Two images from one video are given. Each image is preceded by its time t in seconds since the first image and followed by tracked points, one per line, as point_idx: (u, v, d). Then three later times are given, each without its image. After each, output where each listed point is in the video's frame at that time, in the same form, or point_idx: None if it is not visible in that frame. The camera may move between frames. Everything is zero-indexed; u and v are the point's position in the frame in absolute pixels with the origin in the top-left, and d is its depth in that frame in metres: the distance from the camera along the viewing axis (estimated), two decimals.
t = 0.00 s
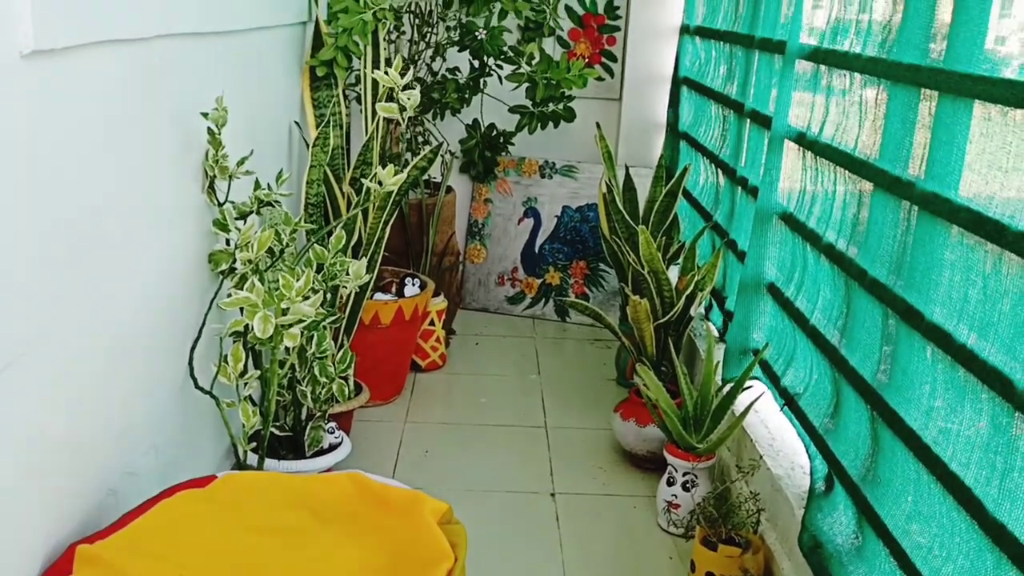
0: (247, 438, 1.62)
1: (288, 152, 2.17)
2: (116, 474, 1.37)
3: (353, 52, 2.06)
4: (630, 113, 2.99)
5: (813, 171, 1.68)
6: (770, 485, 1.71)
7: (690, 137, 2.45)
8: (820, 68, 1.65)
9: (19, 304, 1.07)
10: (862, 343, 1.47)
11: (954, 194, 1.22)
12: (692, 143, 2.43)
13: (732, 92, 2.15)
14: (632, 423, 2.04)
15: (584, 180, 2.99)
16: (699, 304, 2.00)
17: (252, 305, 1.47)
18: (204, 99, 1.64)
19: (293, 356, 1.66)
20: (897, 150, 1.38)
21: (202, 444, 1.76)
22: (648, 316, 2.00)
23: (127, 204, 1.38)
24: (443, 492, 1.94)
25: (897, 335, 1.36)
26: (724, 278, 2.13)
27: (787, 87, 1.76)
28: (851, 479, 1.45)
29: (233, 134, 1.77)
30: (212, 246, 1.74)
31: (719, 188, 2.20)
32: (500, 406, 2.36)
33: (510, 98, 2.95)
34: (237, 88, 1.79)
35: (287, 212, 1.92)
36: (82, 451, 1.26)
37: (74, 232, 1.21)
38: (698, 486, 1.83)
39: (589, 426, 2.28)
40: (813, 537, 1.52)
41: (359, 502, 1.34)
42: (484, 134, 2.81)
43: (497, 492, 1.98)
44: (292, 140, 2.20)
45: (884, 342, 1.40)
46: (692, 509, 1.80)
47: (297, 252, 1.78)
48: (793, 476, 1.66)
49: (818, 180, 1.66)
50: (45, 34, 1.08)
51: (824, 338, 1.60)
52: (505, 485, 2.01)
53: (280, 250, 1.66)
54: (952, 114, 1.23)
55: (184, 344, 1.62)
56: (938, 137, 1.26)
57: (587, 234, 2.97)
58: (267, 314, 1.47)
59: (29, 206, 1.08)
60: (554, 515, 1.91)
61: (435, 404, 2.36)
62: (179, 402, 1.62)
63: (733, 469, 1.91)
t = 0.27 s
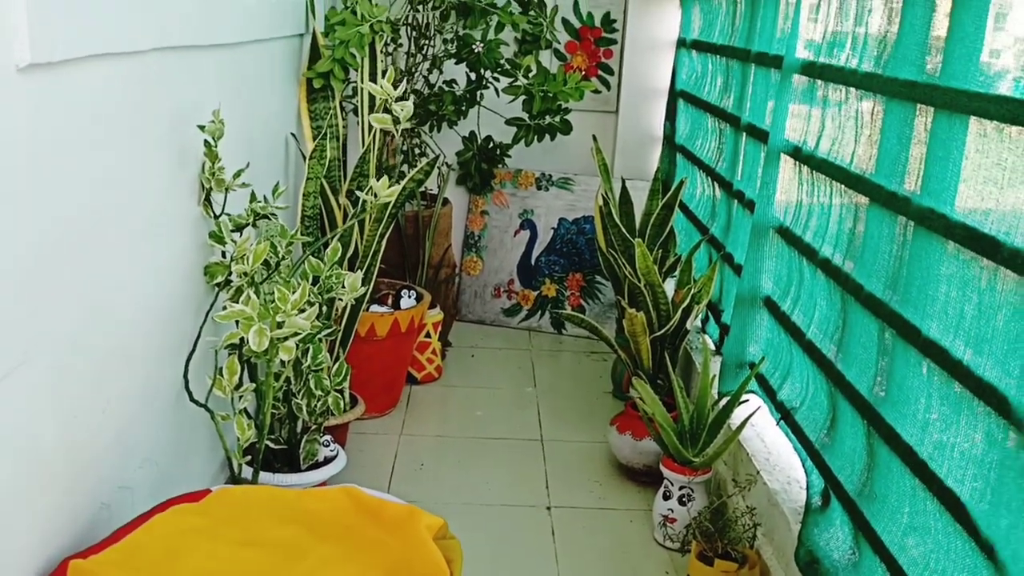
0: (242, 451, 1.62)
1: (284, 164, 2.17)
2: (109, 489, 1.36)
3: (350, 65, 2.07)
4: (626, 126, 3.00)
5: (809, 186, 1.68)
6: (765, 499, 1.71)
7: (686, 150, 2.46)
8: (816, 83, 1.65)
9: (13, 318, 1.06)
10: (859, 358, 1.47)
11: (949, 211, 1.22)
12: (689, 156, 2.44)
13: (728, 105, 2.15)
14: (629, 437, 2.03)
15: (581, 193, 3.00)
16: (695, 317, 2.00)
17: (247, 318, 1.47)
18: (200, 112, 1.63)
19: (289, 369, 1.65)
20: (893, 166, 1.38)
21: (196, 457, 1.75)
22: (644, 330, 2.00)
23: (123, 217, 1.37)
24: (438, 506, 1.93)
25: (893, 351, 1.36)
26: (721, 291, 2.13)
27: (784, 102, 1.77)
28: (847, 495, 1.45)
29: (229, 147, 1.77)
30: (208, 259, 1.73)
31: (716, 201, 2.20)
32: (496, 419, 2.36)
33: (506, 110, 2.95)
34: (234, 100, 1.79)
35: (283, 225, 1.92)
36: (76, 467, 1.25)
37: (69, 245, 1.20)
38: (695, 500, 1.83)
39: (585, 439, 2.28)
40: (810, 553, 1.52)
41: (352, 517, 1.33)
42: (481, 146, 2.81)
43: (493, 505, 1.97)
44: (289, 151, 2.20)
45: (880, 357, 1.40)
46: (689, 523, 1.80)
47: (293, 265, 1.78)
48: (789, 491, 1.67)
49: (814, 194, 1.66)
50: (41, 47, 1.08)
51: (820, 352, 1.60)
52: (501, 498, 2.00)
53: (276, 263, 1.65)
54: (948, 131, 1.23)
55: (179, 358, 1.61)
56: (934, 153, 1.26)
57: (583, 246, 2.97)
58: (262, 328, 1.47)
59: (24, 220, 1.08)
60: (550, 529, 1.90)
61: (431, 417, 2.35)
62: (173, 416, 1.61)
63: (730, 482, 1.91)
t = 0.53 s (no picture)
0: (239, 459, 1.61)
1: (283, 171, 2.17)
2: (106, 497, 1.36)
3: (349, 72, 2.07)
4: (624, 133, 3.00)
5: (808, 194, 1.68)
6: (764, 508, 1.71)
7: (685, 157, 2.46)
8: (813, 90, 1.66)
9: (10, 328, 1.06)
10: (857, 366, 1.47)
11: (947, 220, 1.22)
12: (687, 163, 2.44)
13: (727, 113, 2.15)
14: (627, 445, 2.03)
15: (579, 200, 3.00)
16: (694, 325, 2.00)
17: (245, 325, 1.47)
18: (199, 120, 1.63)
19: (286, 377, 1.64)
20: (892, 174, 1.38)
21: (193, 465, 1.75)
22: (643, 337, 2.00)
23: (121, 223, 1.37)
24: (436, 514, 1.92)
25: (892, 360, 1.36)
26: (720, 299, 2.13)
27: (782, 110, 1.77)
28: (848, 504, 1.44)
29: (227, 154, 1.77)
30: (206, 266, 1.73)
31: (714, 209, 2.20)
32: (494, 426, 2.35)
33: (504, 117, 2.95)
34: (232, 108, 1.79)
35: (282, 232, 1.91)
36: (73, 475, 1.25)
37: (67, 251, 1.20)
38: (694, 508, 1.83)
39: (584, 447, 2.27)
40: (809, 562, 1.52)
41: (350, 524, 1.34)
42: (479, 153, 2.81)
43: (491, 513, 1.96)
44: (287, 158, 2.20)
45: (878, 365, 1.40)
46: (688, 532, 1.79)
47: (292, 272, 1.78)
48: (789, 499, 1.66)
49: (812, 202, 1.66)
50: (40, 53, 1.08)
51: (820, 361, 1.60)
52: (499, 506, 1.99)
53: (274, 271, 1.65)
54: (945, 140, 1.23)
55: (177, 365, 1.61)
56: (932, 161, 1.26)
57: (581, 254, 2.97)
58: (260, 335, 1.47)
59: (23, 226, 1.08)
60: (548, 537, 1.90)
61: (429, 424, 2.35)
62: (171, 424, 1.60)
63: (729, 491, 1.90)
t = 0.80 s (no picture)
0: (236, 470, 1.60)
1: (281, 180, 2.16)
2: (102, 508, 1.35)
3: (348, 81, 2.06)
4: (623, 142, 3.00)
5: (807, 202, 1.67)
6: (763, 518, 1.70)
7: (683, 166, 2.46)
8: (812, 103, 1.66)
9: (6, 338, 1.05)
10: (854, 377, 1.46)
11: (946, 230, 1.22)
12: (686, 173, 2.43)
13: (725, 122, 2.15)
14: (626, 454, 2.02)
15: (578, 209, 3.00)
16: (692, 334, 2.00)
17: (243, 335, 1.46)
18: (197, 128, 1.63)
19: (284, 387, 1.64)
20: (890, 184, 1.37)
21: (190, 475, 1.74)
22: (642, 346, 1.99)
23: (117, 233, 1.36)
24: (434, 524, 1.91)
25: (888, 369, 1.35)
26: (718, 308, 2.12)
27: (781, 120, 1.76)
28: (846, 514, 1.43)
29: (225, 162, 1.76)
30: (203, 275, 1.72)
31: (713, 218, 2.20)
32: (492, 436, 2.34)
33: (503, 126, 2.95)
34: (230, 116, 1.79)
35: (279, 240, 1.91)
36: (69, 486, 1.24)
37: (63, 262, 1.19)
38: (692, 518, 1.82)
39: (582, 456, 2.27)
40: None
41: (349, 537, 1.33)
42: (478, 162, 2.81)
43: (489, 523, 1.95)
44: (286, 167, 2.19)
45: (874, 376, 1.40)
46: (686, 543, 1.79)
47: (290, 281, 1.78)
48: (787, 510, 1.66)
49: (813, 213, 1.66)
50: (36, 65, 1.07)
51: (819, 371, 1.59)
52: (497, 516, 1.99)
53: (272, 280, 1.65)
54: (943, 151, 1.23)
55: (174, 375, 1.60)
56: (931, 171, 1.26)
57: (580, 262, 2.97)
58: (257, 345, 1.46)
59: (17, 242, 1.07)
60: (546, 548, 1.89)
61: (427, 433, 2.34)
62: (167, 434, 1.60)
63: (728, 501, 1.90)
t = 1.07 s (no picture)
0: (233, 480, 1.60)
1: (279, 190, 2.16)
2: (99, 520, 1.35)
3: (347, 89, 2.07)
4: (622, 150, 3.00)
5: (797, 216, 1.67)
6: (761, 529, 1.71)
7: (682, 175, 2.46)
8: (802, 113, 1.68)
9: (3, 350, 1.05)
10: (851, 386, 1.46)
11: (943, 240, 1.21)
12: (685, 181, 2.43)
13: (723, 131, 2.15)
14: (624, 464, 2.02)
15: (576, 217, 3.00)
16: (691, 344, 2.00)
17: (239, 346, 1.46)
18: (195, 139, 1.63)
19: (282, 397, 1.64)
20: (886, 194, 1.37)
21: (187, 486, 1.74)
22: (640, 355, 1.99)
23: (114, 244, 1.36)
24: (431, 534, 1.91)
25: (887, 379, 1.34)
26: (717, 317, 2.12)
27: (777, 128, 1.76)
28: (846, 525, 1.42)
29: (222, 172, 1.76)
30: (201, 285, 1.72)
31: (711, 227, 2.20)
32: (490, 445, 2.34)
33: (502, 135, 2.95)
34: (228, 126, 1.79)
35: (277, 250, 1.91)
36: (66, 498, 1.24)
37: (60, 274, 1.19)
38: (690, 529, 1.82)
39: (580, 466, 2.27)
40: None
41: (345, 551, 1.33)
42: (476, 171, 2.81)
43: (487, 534, 1.95)
44: (284, 176, 2.19)
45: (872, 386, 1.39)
46: (685, 553, 1.78)
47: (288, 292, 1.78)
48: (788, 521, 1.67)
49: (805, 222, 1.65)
50: (34, 77, 1.07)
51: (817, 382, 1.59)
52: (495, 526, 1.98)
53: (270, 290, 1.64)
54: (940, 162, 1.23)
55: (171, 386, 1.60)
56: (929, 182, 1.25)
57: (578, 270, 2.97)
58: (254, 355, 1.45)
59: (17, 243, 1.07)
60: (544, 558, 1.88)
61: (425, 442, 2.34)
62: (164, 445, 1.59)
63: (726, 512, 1.91)
